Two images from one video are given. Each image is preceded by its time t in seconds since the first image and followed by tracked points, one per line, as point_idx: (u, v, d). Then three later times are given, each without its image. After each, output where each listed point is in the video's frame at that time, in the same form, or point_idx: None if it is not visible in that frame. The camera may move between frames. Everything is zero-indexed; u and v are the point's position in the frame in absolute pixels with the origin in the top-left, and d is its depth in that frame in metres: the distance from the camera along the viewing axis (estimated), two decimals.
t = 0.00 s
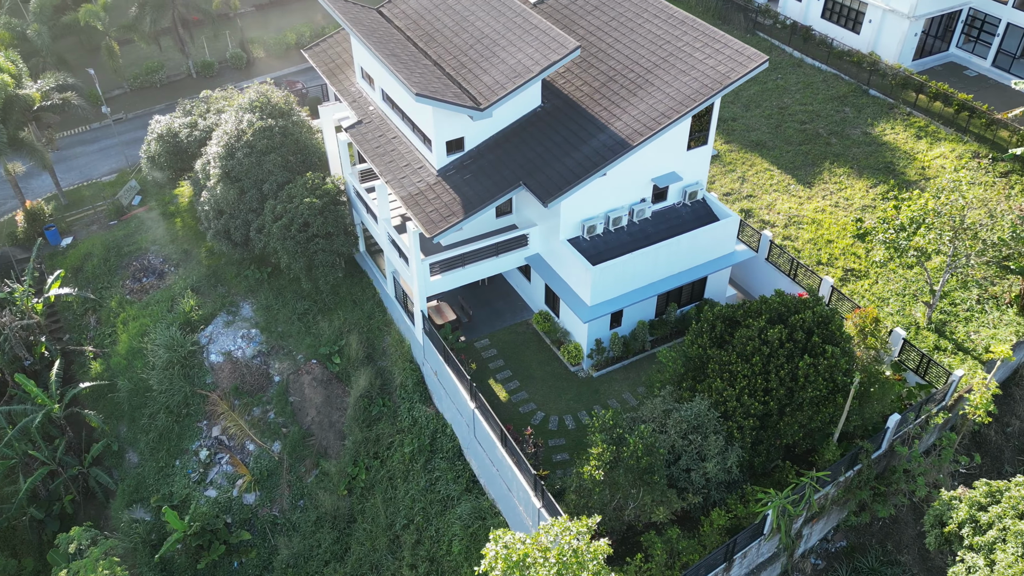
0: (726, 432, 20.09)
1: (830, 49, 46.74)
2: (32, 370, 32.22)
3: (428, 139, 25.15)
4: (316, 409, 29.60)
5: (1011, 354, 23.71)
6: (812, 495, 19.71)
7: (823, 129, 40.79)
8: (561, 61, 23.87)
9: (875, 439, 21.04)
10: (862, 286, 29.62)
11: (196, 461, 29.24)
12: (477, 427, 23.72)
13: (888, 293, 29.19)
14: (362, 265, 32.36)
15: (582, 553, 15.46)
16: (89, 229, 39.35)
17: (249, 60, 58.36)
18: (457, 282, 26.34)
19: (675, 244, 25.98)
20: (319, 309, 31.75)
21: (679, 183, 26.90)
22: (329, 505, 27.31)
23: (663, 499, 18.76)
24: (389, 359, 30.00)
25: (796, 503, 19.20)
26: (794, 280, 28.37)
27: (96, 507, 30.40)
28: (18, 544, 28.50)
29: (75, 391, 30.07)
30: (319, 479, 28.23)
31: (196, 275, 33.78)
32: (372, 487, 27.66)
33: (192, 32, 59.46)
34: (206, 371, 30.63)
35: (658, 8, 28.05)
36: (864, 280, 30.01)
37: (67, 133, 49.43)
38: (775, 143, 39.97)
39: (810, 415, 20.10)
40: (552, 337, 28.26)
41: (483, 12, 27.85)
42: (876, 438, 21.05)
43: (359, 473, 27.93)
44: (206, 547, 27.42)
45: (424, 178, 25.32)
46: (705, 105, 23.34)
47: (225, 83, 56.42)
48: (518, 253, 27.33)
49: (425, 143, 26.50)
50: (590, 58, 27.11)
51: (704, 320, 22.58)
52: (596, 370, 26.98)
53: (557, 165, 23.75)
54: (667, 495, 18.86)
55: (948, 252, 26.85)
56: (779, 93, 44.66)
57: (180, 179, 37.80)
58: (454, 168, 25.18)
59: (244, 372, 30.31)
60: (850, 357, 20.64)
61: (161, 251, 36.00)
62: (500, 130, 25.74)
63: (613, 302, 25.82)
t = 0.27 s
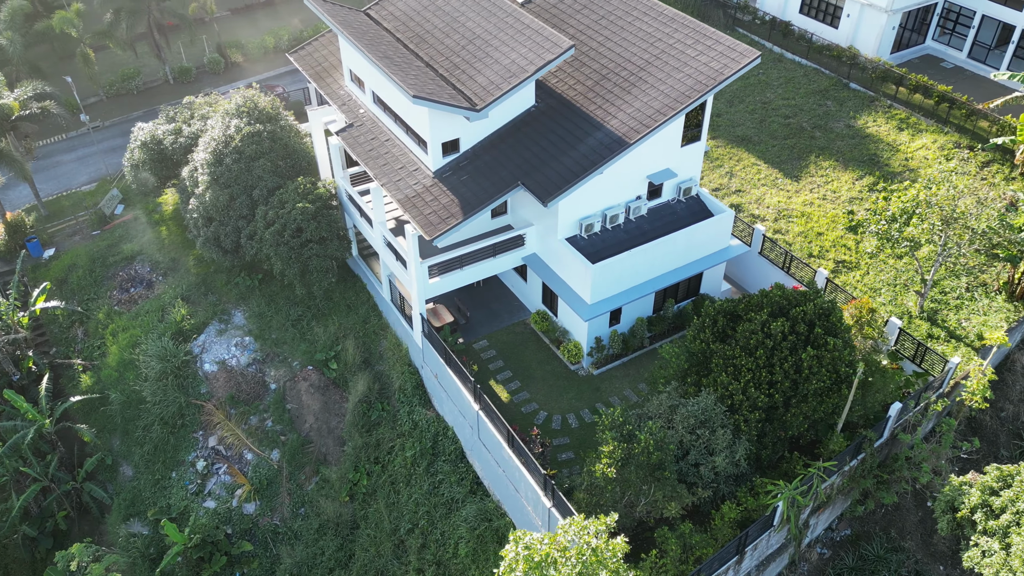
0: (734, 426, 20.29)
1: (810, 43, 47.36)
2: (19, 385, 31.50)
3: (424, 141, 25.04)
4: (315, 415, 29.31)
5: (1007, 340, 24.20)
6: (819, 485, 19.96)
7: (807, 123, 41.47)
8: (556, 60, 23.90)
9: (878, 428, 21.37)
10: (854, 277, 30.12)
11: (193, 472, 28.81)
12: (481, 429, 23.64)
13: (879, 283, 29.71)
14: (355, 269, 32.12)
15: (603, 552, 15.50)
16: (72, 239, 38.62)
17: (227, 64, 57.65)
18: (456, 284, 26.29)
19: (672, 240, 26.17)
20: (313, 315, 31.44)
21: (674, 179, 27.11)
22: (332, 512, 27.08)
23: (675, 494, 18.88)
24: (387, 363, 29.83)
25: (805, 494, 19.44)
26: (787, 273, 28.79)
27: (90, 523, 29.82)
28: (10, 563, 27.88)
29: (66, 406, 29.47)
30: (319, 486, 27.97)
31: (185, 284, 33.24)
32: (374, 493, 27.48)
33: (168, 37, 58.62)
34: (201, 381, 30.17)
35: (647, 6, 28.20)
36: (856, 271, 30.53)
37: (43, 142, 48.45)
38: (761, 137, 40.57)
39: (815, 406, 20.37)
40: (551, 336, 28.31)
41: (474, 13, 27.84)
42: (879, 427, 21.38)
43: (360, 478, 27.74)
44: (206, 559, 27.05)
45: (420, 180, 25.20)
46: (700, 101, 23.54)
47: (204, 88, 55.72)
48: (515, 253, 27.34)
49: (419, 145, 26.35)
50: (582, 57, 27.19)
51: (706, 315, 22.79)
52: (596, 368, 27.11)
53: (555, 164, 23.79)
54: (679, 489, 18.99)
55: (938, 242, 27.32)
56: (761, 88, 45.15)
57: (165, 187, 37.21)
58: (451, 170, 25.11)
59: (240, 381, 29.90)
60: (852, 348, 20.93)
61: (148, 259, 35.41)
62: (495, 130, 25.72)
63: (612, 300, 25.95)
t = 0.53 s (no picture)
0: (740, 419, 20.50)
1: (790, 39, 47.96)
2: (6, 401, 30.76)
3: (419, 143, 24.94)
4: (313, 422, 29.04)
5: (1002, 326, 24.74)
6: (825, 476, 20.23)
7: (791, 118, 42.23)
8: (551, 60, 23.95)
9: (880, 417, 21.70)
10: (846, 269, 30.69)
11: (191, 484, 28.38)
12: (487, 430, 23.60)
13: (870, 274, 30.37)
14: (348, 274, 31.87)
15: (622, 552, 15.55)
16: (54, 250, 37.83)
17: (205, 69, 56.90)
18: (454, 286, 26.21)
19: (669, 237, 26.38)
20: (307, 321, 31.12)
21: (668, 176, 27.32)
22: (334, 519, 26.87)
23: (687, 489, 19.00)
24: (384, 367, 29.66)
25: (813, 484, 19.67)
26: (780, 266, 29.18)
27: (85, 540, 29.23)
28: None
29: (57, 421, 28.86)
30: (321, 494, 27.72)
31: (175, 293, 32.68)
32: (377, 498, 27.33)
33: (144, 42, 57.70)
34: (195, 391, 29.70)
35: (636, 4, 28.37)
36: (847, 263, 31.11)
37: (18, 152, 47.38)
38: (746, 133, 41.21)
39: (819, 397, 20.66)
40: (549, 336, 28.36)
41: (464, 14, 27.80)
42: (880, 416, 21.72)
43: (362, 484, 27.58)
44: (208, 571, 26.67)
45: (416, 183, 25.08)
46: (695, 97, 23.77)
47: (182, 94, 54.93)
48: (512, 254, 27.34)
49: (414, 147, 26.21)
50: (574, 56, 27.28)
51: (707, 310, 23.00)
52: (596, 366, 27.23)
53: (553, 163, 23.84)
54: (690, 484, 19.12)
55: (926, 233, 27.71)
56: (744, 84, 45.63)
57: (150, 195, 36.59)
58: (447, 172, 25.04)
59: (235, 390, 29.49)
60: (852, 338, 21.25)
61: (134, 269, 34.78)
62: (490, 131, 25.70)
63: (611, 297, 26.08)
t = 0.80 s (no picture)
0: (746, 412, 20.74)
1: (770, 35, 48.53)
2: None
3: (415, 145, 24.83)
4: (312, 429, 28.75)
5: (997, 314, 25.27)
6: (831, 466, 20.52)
7: (775, 112, 42.92)
8: (545, 59, 23.99)
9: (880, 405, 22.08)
10: (837, 261, 31.38)
11: (189, 495, 27.96)
12: (492, 432, 23.55)
13: (861, 266, 31.18)
14: (342, 279, 31.64)
15: (641, 549, 15.57)
16: (36, 263, 37.04)
17: (182, 75, 56.07)
18: (453, 288, 26.15)
19: (665, 234, 26.61)
20: (301, 328, 30.82)
21: (663, 173, 27.55)
22: (338, 525, 26.64)
23: (697, 484, 19.14)
24: (382, 371, 29.48)
25: (820, 474, 19.97)
26: (774, 259, 29.60)
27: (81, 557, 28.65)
28: None
29: (49, 436, 28.27)
30: (322, 501, 27.47)
31: (165, 302, 32.15)
32: (380, 503, 27.17)
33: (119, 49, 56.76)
34: (190, 401, 29.24)
35: (625, 2, 28.50)
36: (838, 255, 31.81)
37: None
38: (732, 128, 41.79)
39: (822, 388, 20.97)
40: (547, 335, 28.43)
41: (454, 15, 27.75)
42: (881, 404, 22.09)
43: (364, 490, 27.40)
44: None
45: (413, 185, 24.98)
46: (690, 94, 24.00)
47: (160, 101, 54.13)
48: (509, 254, 27.34)
49: (409, 149, 26.08)
50: (565, 55, 27.35)
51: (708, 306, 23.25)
52: (596, 364, 27.38)
53: (550, 163, 23.89)
54: (700, 479, 19.28)
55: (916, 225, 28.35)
56: (726, 80, 46.09)
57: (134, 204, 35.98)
58: (443, 173, 24.97)
59: (231, 399, 29.08)
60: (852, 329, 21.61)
61: (121, 279, 34.17)
62: (484, 132, 25.67)
63: (611, 295, 26.23)
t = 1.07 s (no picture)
0: (751, 405, 20.99)
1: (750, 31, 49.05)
2: None
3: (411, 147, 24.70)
4: (311, 436, 28.47)
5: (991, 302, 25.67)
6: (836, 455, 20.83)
7: (759, 107, 43.61)
8: (540, 58, 24.01)
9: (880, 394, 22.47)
10: (828, 253, 31.99)
11: (188, 507, 27.56)
12: (497, 434, 23.52)
13: (850, 257, 31.69)
14: (335, 284, 31.37)
15: (659, 546, 15.57)
16: (18, 276, 36.22)
17: (159, 81, 55.20)
18: (452, 290, 26.10)
19: (662, 230, 26.83)
20: (296, 334, 30.51)
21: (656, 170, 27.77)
22: (342, 532, 26.42)
23: (707, 478, 19.31)
24: (380, 376, 29.30)
25: (827, 465, 20.23)
26: (767, 253, 29.99)
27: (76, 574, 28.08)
28: None
29: (41, 452, 27.68)
30: (324, 508, 27.23)
31: (155, 312, 31.63)
32: (383, 508, 27.02)
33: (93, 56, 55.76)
34: (185, 412, 28.78)
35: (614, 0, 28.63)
36: (828, 246, 32.46)
37: None
38: (717, 123, 42.43)
39: (824, 379, 21.30)
40: (546, 335, 28.48)
41: (444, 16, 27.68)
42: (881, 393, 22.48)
43: (366, 495, 27.24)
44: None
45: (409, 188, 24.86)
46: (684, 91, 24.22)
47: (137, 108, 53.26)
48: (506, 254, 27.34)
49: (403, 152, 25.96)
50: (557, 54, 27.40)
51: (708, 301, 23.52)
52: (596, 362, 27.52)
53: (548, 162, 23.94)
54: (709, 473, 19.46)
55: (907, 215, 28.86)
56: (709, 76, 46.53)
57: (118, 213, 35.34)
58: (440, 175, 24.88)
59: (228, 408, 28.69)
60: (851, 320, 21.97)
61: (108, 290, 33.53)
62: (479, 132, 25.62)
63: (609, 293, 26.37)
